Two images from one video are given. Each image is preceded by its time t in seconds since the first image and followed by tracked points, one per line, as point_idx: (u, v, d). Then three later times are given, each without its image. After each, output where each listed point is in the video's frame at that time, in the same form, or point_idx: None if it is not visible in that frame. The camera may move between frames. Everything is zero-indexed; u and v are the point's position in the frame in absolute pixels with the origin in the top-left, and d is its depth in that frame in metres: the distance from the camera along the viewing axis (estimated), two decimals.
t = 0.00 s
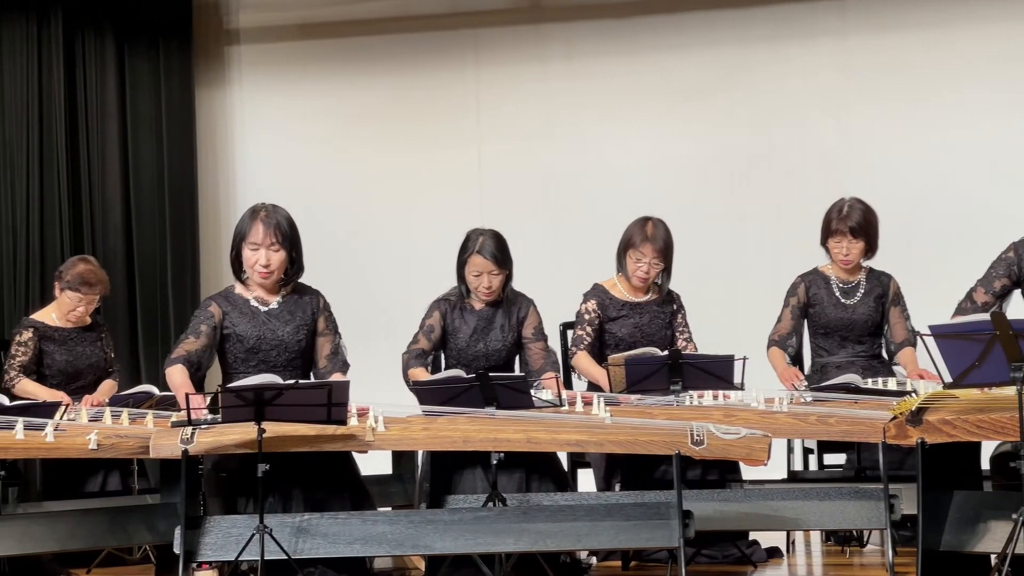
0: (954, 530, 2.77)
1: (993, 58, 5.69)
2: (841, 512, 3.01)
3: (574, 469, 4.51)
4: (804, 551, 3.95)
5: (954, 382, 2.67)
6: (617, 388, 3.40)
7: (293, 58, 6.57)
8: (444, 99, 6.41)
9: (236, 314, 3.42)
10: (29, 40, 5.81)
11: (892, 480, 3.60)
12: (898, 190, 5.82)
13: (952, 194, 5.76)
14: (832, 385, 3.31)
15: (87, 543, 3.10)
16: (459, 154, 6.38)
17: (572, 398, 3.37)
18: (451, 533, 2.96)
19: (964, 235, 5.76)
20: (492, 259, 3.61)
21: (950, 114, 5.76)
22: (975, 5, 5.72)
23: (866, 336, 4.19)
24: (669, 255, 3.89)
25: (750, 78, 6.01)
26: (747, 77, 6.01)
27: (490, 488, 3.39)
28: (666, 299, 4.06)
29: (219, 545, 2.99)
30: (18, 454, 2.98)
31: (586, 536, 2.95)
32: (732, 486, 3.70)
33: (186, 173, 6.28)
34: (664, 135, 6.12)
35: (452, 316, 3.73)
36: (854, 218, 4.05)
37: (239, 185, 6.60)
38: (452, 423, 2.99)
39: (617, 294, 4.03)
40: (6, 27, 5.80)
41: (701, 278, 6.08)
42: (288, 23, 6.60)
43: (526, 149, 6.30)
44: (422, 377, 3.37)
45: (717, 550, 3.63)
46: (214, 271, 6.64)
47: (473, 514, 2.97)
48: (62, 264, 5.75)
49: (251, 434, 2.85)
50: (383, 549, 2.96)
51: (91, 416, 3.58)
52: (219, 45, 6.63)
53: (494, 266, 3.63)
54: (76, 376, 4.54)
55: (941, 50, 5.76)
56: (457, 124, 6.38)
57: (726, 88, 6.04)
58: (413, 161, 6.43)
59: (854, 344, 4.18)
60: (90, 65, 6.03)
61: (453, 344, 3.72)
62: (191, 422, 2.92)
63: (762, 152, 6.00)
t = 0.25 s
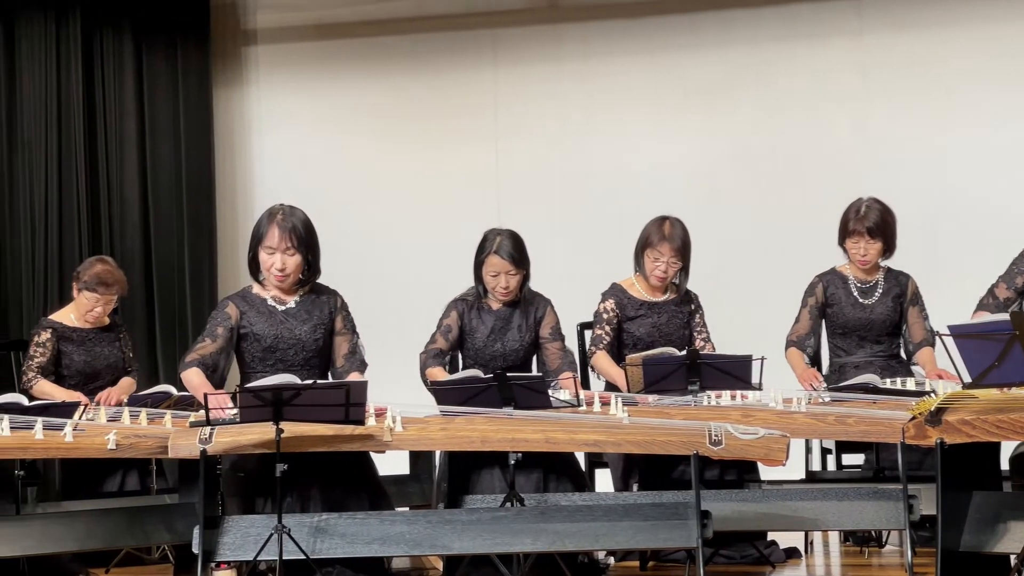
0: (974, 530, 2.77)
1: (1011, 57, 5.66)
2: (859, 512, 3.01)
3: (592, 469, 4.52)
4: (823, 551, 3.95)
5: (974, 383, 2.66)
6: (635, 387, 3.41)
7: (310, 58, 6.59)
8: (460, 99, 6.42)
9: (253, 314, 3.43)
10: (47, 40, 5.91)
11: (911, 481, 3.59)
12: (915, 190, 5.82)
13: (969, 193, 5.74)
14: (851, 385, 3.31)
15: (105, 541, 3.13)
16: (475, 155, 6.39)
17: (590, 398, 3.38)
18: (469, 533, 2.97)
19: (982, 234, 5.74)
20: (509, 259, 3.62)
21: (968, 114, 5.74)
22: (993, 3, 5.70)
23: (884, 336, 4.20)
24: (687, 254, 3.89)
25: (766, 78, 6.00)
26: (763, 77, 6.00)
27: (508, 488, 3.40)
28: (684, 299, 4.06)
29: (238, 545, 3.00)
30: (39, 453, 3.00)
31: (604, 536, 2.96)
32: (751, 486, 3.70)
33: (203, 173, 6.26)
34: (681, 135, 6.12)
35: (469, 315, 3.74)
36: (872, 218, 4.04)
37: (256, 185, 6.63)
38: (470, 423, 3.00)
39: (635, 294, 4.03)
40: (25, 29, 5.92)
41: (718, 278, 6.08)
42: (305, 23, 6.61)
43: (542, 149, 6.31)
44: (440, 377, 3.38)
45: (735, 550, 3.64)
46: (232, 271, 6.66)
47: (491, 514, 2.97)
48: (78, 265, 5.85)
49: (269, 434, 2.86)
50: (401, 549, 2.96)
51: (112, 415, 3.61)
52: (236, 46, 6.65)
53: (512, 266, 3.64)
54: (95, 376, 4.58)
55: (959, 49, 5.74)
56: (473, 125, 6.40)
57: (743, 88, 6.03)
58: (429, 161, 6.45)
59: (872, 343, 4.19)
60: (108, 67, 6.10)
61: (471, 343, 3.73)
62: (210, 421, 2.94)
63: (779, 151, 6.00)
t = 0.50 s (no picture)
0: (994, 531, 2.75)
1: None
2: (878, 512, 3.01)
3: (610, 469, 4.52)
4: (841, 551, 3.94)
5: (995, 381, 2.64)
6: (653, 387, 3.41)
7: (328, 58, 6.61)
8: (477, 99, 6.43)
9: (271, 313, 3.44)
10: (66, 39, 5.90)
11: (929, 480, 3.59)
12: (933, 189, 5.81)
13: (988, 192, 5.73)
14: (869, 385, 3.31)
15: (122, 541, 3.12)
16: (491, 154, 6.40)
17: (608, 398, 3.39)
18: (486, 532, 2.97)
19: (1001, 233, 5.72)
20: (526, 259, 3.63)
21: (987, 113, 5.73)
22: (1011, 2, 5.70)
23: (902, 335, 4.19)
24: (705, 254, 3.90)
25: (784, 77, 6.00)
26: (781, 77, 6.00)
27: (526, 487, 3.40)
28: (702, 299, 4.06)
29: (256, 544, 3.00)
30: (59, 453, 3.02)
31: (622, 536, 2.96)
32: (769, 485, 3.70)
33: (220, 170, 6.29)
34: (697, 135, 6.12)
35: (487, 315, 3.75)
36: (890, 217, 4.03)
37: (273, 186, 6.65)
38: (488, 422, 3.01)
39: (652, 293, 4.03)
40: (43, 28, 5.87)
41: (735, 277, 6.07)
42: (322, 23, 6.63)
43: (559, 149, 6.32)
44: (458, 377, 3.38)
45: (753, 550, 3.64)
46: (249, 270, 6.68)
47: (509, 514, 2.97)
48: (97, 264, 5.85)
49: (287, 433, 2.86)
50: (419, 548, 2.97)
51: (131, 414, 3.63)
52: (254, 45, 6.66)
53: (529, 266, 3.65)
54: (113, 376, 4.61)
55: (977, 48, 5.74)
56: (491, 124, 6.41)
57: (761, 87, 6.02)
58: (447, 160, 6.46)
59: (891, 343, 4.18)
60: (127, 64, 6.12)
61: (488, 343, 3.74)
62: (228, 421, 2.95)
63: (796, 151, 5.99)
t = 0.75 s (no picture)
0: (1014, 531, 2.74)
1: None
2: (897, 513, 3.00)
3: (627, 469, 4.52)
4: (859, 552, 3.94)
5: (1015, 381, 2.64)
6: (671, 387, 3.41)
7: (346, 58, 6.64)
8: (494, 98, 6.44)
9: (289, 313, 3.46)
10: (86, 39, 5.87)
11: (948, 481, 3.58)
12: (952, 188, 5.79)
13: (1007, 192, 5.71)
14: (888, 385, 3.30)
15: (140, 540, 3.14)
16: (508, 154, 6.41)
17: (626, 398, 3.39)
18: (504, 532, 2.97)
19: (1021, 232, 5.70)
20: (544, 260, 3.63)
21: (1006, 111, 5.71)
22: None
23: (921, 335, 4.18)
24: (723, 254, 3.90)
25: (802, 76, 5.99)
26: (799, 76, 5.99)
27: (544, 487, 3.41)
28: (719, 298, 4.06)
29: (275, 544, 3.01)
30: (78, 453, 3.04)
31: (640, 536, 2.96)
32: (787, 485, 3.70)
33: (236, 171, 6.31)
34: (714, 134, 6.12)
35: (505, 315, 3.76)
36: (908, 218, 4.02)
37: (291, 186, 6.68)
38: (506, 422, 3.01)
39: (670, 293, 4.03)
40: (62, 29, 5.83)
41: (752, 277, 6.06)
42: (341, 23, 6.66)
43: (575, 149, 6.32)
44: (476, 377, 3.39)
45: (771, 550, 3.63)
46: (266, 270, 6.71)
47: (527, 513, 2.98)
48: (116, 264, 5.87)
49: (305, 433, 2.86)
50: (438, 548, 2.97)
51: (149, 414, 3.65)
52: (272, 45, 6.70)
53: (547, 266, 3.65)
54: (132, 377, 4.63)
55: (996, 46, 5.72)
56: (507, 124, 6.42)
57: (778, 86, 6.02)
58: (464, 160, 6.47)
59: (910, 343, 4.18)
60: (145, 62, 6.15)
61: (506, 343, 3.75)
62: (246, 421, 2.96)
63: (814, 150, 5.98)
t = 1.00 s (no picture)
0: None
1: None
2: (916, 513, 2.99)
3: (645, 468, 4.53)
4: (878, 552, 3.93)
5: None
6: (689, 387, 3.41)
7: (363, 58, 6.65)
8: (510, 98, 6.45)
9: (307, 313, 3.47)
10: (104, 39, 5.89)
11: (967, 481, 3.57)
12: (970, 187, 5.78)
13: None
14: (907, 385, 3.30)
15: (158, 539, 3.15)
16: (524, 154, 6.43)
17: (644, 398, 3.39)
18: (522, 532, 2.97)
19: None
20: (561, 260, 3.64)
21: None
22: None
23: (939, 335, 4.18)
24: (740, 253, 3.90)
25: (818, 76, 5.98)
26: (816, 75, 5.99)
27: (561, 487, 3.42)
28: (737, 298, 4.05)
29: (294, 543, 3.02)
30: (97, 453, 3.06)
31: (659, 536, 2.96)
32: (805, 485, 3.69)
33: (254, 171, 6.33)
34: (730, 134, 6.12)
35: (522, 315, 3.77)
36: (927, 218, 4.01)
37: (308, 186, 6.70)
38: (524, 422, 3.02)
39: (687, 293, 4.03)
40: (80, 29, 5.86)
41: (770, 276, 6.06)
42: (358, 23, 6.68)
43: (591, 149, 6.33)
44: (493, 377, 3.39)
45: (789, 550, 3.63)
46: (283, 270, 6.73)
47: (545, 513, 2.98)
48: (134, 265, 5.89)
49: (323, 433, 2.87)
50: (456, 548, 2.98)
51: (167, 414, 3.68)
52: (289, 45, 6.72)
53: (564, 266, 3.66)
54: (149, 377, 4.66)
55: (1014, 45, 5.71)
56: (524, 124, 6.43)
57: (795, 86, 6.01)
58: (480, 160, 6.49)
59: (928, 342, 4.17)
60: (162, 61, 6.18)
61: (523, 343, 3.76)
62: (265, 421, 2.97)
63: (831, 149, 5.97)
